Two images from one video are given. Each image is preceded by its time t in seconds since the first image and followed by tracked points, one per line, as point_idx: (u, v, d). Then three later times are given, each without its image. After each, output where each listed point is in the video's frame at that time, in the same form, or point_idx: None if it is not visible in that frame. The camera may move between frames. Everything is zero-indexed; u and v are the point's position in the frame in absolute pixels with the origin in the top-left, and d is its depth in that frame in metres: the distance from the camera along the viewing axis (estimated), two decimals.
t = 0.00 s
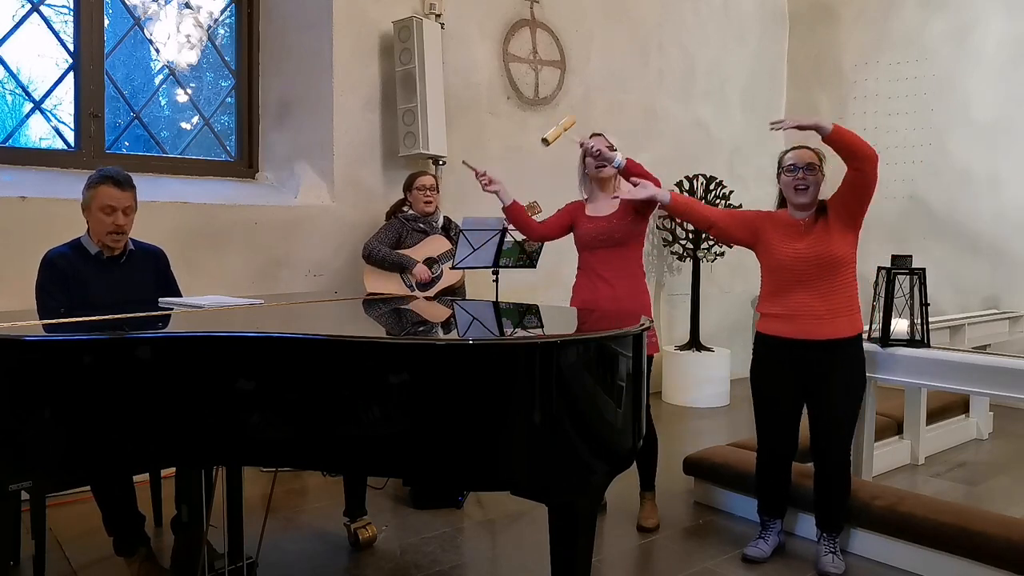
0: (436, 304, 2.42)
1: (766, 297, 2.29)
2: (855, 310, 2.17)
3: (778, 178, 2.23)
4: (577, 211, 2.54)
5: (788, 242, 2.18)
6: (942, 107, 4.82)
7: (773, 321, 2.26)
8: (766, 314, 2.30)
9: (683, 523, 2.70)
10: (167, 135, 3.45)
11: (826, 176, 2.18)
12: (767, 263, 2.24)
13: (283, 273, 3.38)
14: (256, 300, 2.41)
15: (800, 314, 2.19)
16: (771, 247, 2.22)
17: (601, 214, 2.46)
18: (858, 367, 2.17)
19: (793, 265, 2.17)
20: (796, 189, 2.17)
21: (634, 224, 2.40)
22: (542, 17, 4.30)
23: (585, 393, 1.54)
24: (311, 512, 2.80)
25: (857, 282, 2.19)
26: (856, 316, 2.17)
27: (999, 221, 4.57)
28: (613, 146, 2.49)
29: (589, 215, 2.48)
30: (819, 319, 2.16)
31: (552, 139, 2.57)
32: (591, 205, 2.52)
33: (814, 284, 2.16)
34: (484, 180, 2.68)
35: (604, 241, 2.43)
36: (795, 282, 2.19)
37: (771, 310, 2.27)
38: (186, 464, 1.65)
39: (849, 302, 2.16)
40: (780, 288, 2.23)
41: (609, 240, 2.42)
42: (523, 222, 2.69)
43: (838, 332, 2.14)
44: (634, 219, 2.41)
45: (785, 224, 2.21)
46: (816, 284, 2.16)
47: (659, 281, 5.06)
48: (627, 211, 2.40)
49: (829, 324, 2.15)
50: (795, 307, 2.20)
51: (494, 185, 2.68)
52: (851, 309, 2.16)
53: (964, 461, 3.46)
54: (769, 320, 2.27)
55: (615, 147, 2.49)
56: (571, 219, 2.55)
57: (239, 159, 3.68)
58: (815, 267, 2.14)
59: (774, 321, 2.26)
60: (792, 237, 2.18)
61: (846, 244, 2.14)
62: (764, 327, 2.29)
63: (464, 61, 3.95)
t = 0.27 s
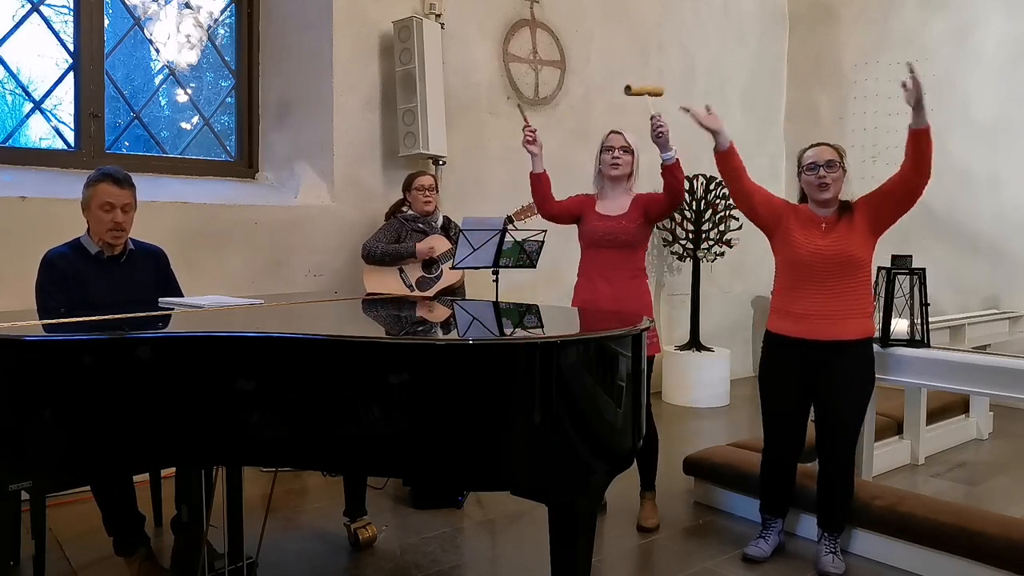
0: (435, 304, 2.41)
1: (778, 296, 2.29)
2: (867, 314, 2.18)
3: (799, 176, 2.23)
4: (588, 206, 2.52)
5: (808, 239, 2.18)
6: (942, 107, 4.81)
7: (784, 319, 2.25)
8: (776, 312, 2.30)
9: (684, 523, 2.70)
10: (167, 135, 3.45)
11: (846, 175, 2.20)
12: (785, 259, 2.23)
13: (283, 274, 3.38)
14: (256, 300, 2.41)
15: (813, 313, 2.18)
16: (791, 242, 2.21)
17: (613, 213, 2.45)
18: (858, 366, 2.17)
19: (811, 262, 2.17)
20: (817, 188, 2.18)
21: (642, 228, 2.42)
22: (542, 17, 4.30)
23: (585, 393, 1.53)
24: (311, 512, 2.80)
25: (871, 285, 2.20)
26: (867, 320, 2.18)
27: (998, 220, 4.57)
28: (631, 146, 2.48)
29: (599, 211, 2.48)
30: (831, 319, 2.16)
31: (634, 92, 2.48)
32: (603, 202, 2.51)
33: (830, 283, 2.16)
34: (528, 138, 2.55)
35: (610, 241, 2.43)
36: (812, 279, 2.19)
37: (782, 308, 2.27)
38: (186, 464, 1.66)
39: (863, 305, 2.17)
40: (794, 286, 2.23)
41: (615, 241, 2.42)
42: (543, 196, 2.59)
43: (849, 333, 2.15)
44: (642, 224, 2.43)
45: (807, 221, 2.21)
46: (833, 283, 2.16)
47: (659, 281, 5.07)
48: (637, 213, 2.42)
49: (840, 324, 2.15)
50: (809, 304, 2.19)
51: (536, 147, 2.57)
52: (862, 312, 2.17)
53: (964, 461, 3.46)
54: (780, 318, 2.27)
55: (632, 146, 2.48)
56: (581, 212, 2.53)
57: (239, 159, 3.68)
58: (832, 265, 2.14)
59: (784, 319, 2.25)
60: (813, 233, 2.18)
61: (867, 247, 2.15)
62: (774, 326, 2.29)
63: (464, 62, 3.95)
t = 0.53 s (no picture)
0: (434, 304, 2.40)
1: (783, 295, 2.28)
2: (870, 318, 2.19)
3: (810, 176, 2.24)
4: (594, 205, 2.51)
5: (820, 239, 2.17)
6: (942, 107, 4.80)
7: (788, 318, 2.25)
8: (779, 312, 2.29)
9: (684, 522, 2.70)
10: (167, 135, 3.45)
11: (857, 174, 2.20)
12: (794, 258, 2.22)
13: (283, 274, 3.38)
14: (256, 300, 2.41)
15: (818, 314, 2.18)
16: (801, 241, 2.21)
17: (619, 215, 2.45)
18: (858, 366, 2.17)
19: (820, 263, 2.16)
20: (829, 188, 2.18)
21: (646, 232, 2.44)
22: (542, 17, 4.30)
23: (584, 393, 1.54)
24: (311, 512, 2.80)
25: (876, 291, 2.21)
26: (871, 324, 2.19)
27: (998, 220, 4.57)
28: (643, 151, 2.49)
29: (604, 211, 2.48)
30: (837, 320, 2.16)
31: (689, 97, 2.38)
32: (608, 203, 2.52)
33: (838, 284, 2.17)
34: (574, 133, 2.37)
35: (613, 242, 2.43)
36: (819, 280, 2.18)
37: (787, 307, 2.26)
38: (186, 464, 1.66)
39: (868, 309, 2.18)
40: (801, 286, 2.23)
41: (618, 242, 2.42)
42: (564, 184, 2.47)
43: (853, 336, 2.15)
44: (645, 228, 2.45)
45: (819, 222, 2.21)
46: (841, 284, 2.16)
47: (659, 281, 5.06)
48: (642, 216, 2.44)
49: (844, 326, 2.16)
50: (814, 304, 2.19)
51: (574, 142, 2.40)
52: (866, 317, 2.18)
53: (964, 461, 3.46)
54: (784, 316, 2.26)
55: (642, 150, 2.49)
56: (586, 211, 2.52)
57: (239, 159, 3.68)
58: (842, 267, 2.15)
59: (788, 318, 2.25)
60: (825, 234, 2.18)
61: (877, 252, 2.16)
62: (777, 324, 2.28)
63: (464, 61, 3.95)
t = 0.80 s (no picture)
0: (435, 304, 2.41)
1: (780, 295, 2.28)
2: (868, 321, 2.19)
3: (809, 178, 2.23)
4: (591, 207, 2.51)
5: (818, 242, 2.17)
6: (942, 107, 4.81)
7: (786, 319, 2.25)
8: (777, 312, 2.29)
9: (684, 522, 2.70)
10: (167, 135, 3.45)
11: (854, 175, 2.19)
12: (793, 260, 2.22)
13: (283, 274, 3.38)
14: (256, 300, 2.41)
15: (816, 315, 2.18)
16: (802, 242, 2.20)
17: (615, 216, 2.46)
18: (857, 366, 2.17)
19: (818, 265, 2.16)
20: (827, 189, 2.17)
21: (641, 235, 2.44)
22: (542, 17, 4.30)
23: (584, 393, 1.53)
24: (311, 512, 2.80)
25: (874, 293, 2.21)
26: (868, 326, 2.19)
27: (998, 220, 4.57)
28: (642, 155, 2.49)
29: (602, 213, 2.48)
30: (834, 322, 2.16)
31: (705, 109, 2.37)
32: (606, 205, 2.51)
33: (837, 286, 2.17)
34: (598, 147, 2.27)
35: (609, 244, 2.43)
36: (819, 282, 2.18)
37: (784, 308, 2.26)
38: (186, 464, 1.66)
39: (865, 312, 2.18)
40: (799, 288, 2.23)
41: (614, 244, 2.43)
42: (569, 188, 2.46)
43: (851, 338, 2.15)
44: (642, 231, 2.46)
45: (818, 224, 2.20)
46: (839, 287, 2.17)
47: (659, 281, 5.07)
48: (639, 219, 2.44)
49: (843, 328, 2.16)
50: (813, 306, 2.19)
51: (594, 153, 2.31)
52: (864, 320, 2.18)
53: (964, 461, 3.46)
54: (782, 317, 2.26)
55: (642, 154, 2.49)
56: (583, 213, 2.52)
57: (239, 159, 3.68)
58: (840, 270, 2.14)
59: (785, 319, 2.25)
60: (824, 236, 2.17)
61: (876, 256, 2.16)
62: (775, 325, 2.28)
63: (464, 61, 3.95)
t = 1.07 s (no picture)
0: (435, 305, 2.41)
1: (771, 296, 2.29)
2: (859, 319, 2.19)
3: (796, 178, 2.24)
4: (581, 207, 2.52)
5: (806, 242, 2.18)
6: (942, 107, 4.81)
7: (776, 319, 2.25)
8: (768, 313, 2.30)
9: (684, 522, 2.70)
10: (167, 135, 3.45)
11: (843, 174, 2.20)
12: (782, 260, 2.23)
13: (283, 274, 3.38)
14: (256, 300, 2.41)
15: (805, 314, 2.18)
16: (789, 243, 2.21)
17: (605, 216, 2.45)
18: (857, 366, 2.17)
19: (806, 265, 2.17)
20: (815, 189, 2.18)
21: (634, 231, 2.43)
22: (542, 17, 4.30)
23: (585, 393, 1.53)
24: (311, 512, 2.80)
25: (864, 292, 2.21)
26: (858, 324, 2.18)
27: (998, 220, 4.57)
28: (628, 154, 2.49)
29: (593, 213, 2.48)
30: (824, 321, 2.16)
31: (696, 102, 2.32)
32: (596, 205, 2.51)
33: (825, 286, 2.17)
34: (570, 140, 2.38)
35: (603, 242, 2.43)
36: (807, 281, 2.19)
37: (775, 308, 2.27)
38: (186, 464, 1.66)
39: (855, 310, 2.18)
40: (788, 288, 2.23)
41: (607, 242, 2.42)
42: (547, 186, 2.51)
43: (840, 336, 2.16)
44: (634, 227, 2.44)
45: (806, 225, 2.21)
46: (828, 286, 2.17)
47: (659, 281, 5.06)
48: (631, 216, 2.43)
49: (832, 327, 2.16)
50: (802, 306, 2.20)
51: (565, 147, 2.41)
52: (855, 318, 2.18)
53: (964, 461, 3.46)
54: (772, 318, 2.27)
55: (628, 153, 2.49)
56: (573, 214, 2.53)
57: (239, 159, 3.68)
58: (827, 269, 2.15)
59: (776, 319, 2.26)
60: (812, 236, 2.18)
61: (864, 255, 2.16)
62: (766, 325, 2.29)
63: (464, 61, 3.95)
